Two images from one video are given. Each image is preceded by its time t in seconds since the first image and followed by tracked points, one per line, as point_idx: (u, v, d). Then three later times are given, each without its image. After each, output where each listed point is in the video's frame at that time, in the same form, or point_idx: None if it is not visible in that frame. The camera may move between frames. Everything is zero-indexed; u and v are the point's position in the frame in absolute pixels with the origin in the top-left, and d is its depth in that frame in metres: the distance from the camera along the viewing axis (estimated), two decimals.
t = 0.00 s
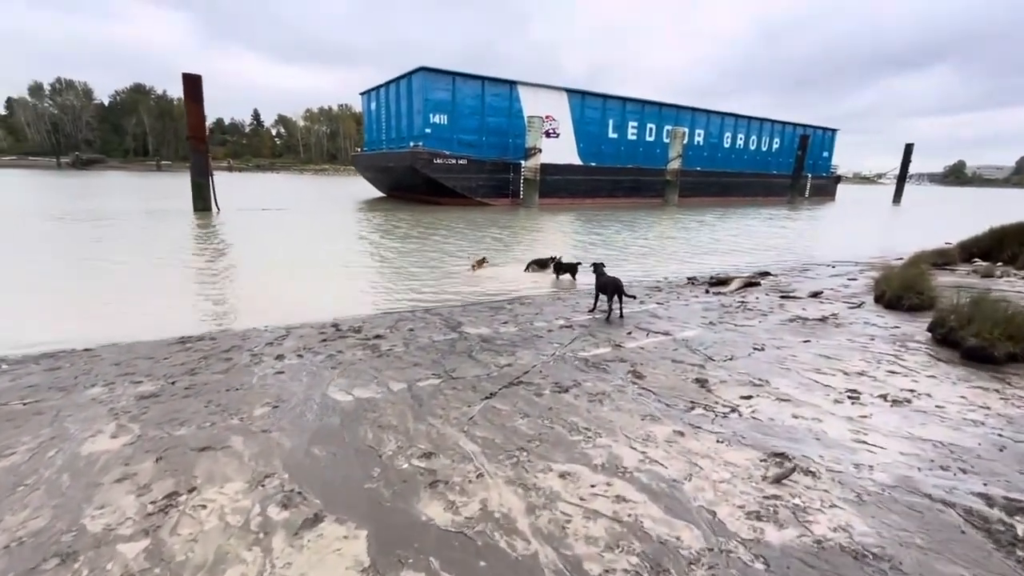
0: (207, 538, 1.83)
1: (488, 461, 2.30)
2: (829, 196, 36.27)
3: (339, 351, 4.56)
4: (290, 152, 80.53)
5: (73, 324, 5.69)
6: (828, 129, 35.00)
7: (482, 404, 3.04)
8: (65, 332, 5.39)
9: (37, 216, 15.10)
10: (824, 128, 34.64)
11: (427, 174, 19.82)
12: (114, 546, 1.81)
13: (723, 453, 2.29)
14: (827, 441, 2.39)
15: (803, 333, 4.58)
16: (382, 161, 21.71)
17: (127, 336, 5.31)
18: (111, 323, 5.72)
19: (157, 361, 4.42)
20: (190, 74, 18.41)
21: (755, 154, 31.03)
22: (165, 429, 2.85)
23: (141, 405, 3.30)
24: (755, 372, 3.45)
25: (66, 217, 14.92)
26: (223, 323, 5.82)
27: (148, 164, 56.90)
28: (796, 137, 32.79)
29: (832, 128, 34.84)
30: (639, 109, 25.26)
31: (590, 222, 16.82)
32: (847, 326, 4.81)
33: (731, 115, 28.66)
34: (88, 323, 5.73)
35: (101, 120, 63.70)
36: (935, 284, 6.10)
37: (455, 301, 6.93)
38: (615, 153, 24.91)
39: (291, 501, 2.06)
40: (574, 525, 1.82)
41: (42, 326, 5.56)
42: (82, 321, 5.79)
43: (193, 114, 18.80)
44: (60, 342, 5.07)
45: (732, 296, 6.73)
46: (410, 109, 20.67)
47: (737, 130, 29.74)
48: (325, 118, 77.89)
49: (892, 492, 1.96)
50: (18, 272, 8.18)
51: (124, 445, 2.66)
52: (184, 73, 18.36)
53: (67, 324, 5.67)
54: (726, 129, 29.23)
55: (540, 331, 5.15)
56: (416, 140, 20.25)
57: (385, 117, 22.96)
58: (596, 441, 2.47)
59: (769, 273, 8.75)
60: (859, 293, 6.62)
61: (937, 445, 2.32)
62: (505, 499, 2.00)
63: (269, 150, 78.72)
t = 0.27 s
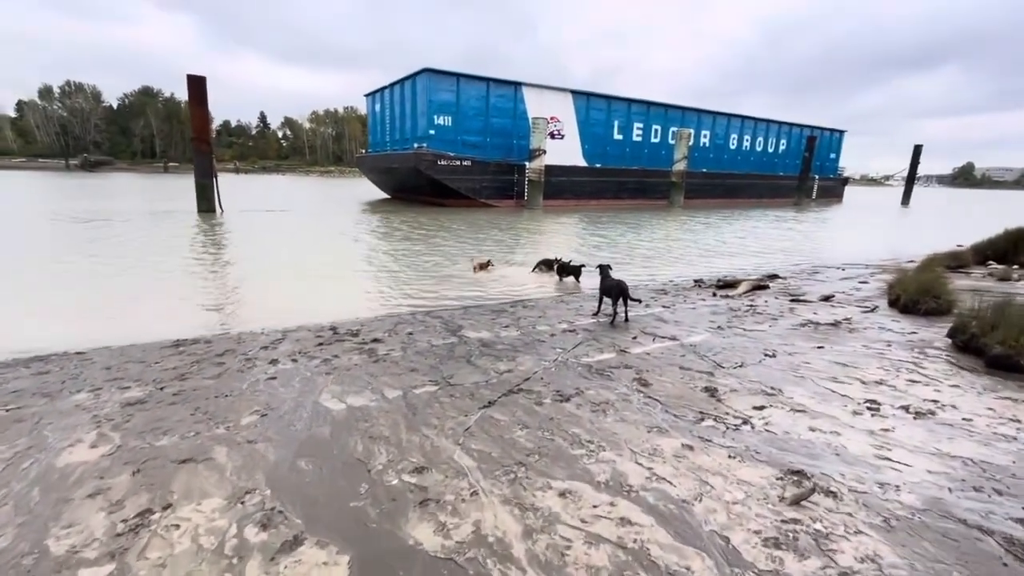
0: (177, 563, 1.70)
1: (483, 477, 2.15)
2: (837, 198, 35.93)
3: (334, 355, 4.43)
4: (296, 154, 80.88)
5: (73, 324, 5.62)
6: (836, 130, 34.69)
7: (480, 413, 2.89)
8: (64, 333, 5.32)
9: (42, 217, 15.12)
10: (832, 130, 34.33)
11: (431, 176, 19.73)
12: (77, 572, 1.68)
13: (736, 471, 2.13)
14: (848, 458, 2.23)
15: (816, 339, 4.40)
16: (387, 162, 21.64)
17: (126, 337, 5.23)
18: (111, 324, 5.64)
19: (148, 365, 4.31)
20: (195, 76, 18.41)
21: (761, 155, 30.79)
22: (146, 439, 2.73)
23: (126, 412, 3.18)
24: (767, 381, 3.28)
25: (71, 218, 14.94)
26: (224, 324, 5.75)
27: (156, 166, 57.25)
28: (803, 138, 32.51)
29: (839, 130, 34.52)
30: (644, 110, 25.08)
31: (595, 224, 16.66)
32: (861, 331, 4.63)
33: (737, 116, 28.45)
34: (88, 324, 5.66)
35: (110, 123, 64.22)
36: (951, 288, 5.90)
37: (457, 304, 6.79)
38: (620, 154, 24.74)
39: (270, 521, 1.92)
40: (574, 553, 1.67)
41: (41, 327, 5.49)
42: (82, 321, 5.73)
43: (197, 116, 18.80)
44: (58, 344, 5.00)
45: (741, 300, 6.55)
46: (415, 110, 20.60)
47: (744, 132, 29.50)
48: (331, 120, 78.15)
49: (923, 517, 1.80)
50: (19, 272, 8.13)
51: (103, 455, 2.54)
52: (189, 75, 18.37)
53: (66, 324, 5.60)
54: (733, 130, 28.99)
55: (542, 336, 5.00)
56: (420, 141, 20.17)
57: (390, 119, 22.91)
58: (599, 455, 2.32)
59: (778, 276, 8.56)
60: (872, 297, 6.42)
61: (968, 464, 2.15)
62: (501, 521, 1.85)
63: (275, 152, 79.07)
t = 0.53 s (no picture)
0: None
1: (483, 497, 2.00)
2: (843, 201, 35.64)
3: (332, 361, 4.29)
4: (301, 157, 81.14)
5: (72, 328, 5.52)
6: (842, 133, 34.44)
7: (481, 425, 2.75)
8: (62, 338, 5.22)
9: (45, 219, 15.08)
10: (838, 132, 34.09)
11: (435, 178, 19.64)
12: None
13: (756, 492, 1.98)
14: (877, 478, 2.07)
15: (832, 345, 4.22)
16: (390, 165, 21.56)
17: (123, 341, 5.11)
18: (110, 328, 5.54)
19: (140, 371, 4.18)
20: (199, 78, 18.37)
21: (767, 158, 30.56)
22: (129, 450, 2.59)
23: (111, 420, 3.04)
24: (782, 391, 3.12)
25: (75, 220, 14.90)
26: (225, 328, 5.63)
27: (162, 168, 57.45)
28: (809, 141, 32.29)
29: (846, 132, 34.27)
30: (649, 112, 24.94)
31: (600, 226, 16.50)
32: (878, 338, 4.45)
33: (743, 118, 28.26)
34: (87, 327, 5.55)
35: (117, 125, 64.58)
36: (969, 293, 5.71)
37: (459, 307, 6.64)
38: (625, 157, 24.59)
39: (254, 545, 1.78)
40: None
41: (38, 331, 5.38)
42: (81, 326, 5.62)
43: (201, 117, 18.76)
44: (56, 348, 4.89)
45: (750, 304, 6.39)
46: (419, 112, 20.51)
47: (749, 134, 29.31)
48: (336, 123, 78.38)
49: (966, 548, 1.64)
50: (19, 275, 8.04)
51: (82, 468, 2.40)
52: (193, 77, 18.33)
53: (64, 328, 5.49)
54: (738, 133, 28.81)
55: (546, 341, 4.84)
56: (424, 143, 20.08)
57: (394, 121, 22.83)
58: (608, 473, 2.17)
59: (787, 279, 8.38)
60: (886, 302, 6.25)
61: (1008, 486, 2.00)
62: (503, 548, 1.71)
63: (280, 155, 79.31)
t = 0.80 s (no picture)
0: None
1: (476, 520, 1.89)
2: (849, 203, 35.38)
3: (327, 368, 4.19)
4: (305, 159, 81.36)
5: (74, 329, 5.48)
6: (848, 135, 34.20)
7: (477, 438, 2.64)
8: (63, 339, 5.17)
9: (49, 220, 15.09)
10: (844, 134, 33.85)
11: (438, 180, 19.56)
12: None
13: (765, 515, 1.87)
14: (895, 500, 1.95)
15: (841, 353, 4.09)
16: (393, 166, 21.50)
17: (124, 344, 5.06)
18: (112, 330, 5.49)
19: (130, 377, 4.09)
20: (202, 79, 18.36)
21: (772, 160, 30.37)
22: (110, 463, 2.49)
23: (95, 430, 2.95)
24: (791, 402, 3.00)
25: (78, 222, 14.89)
26: (227, 330, 5.58)
27: (167, 170, 57.68)
28: (814, 143, 32.07)
29: (851, 134, 34.03)
30: (653, 114, 24.82)
31: (603, 229, 16.38)
32: (889, 345, 4.32)
33: (747, 120, 28.09)
34: (88, 329, 5.50)
35: (123, 127, 64.92)
36: (981, 298, 5.57)
37: (459, 311, 6.53)
38: (628, 158, 24.46)
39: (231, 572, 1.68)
40: None
41: (39, 333, 5.34)
42: (81, 328, 5.55)
43: (204, 119, 18.74)
44: (56, 350, 4.84)
45: (756, 309, 6.25)
46: (422, 114, 20.45)
47: (754, 136, 29.13)
48: (340, 125, 78.56)
49: None
50: (21, 276, 7.99)
51: (59, 483, 2.31)
52: (196, 78, 18.32)
53: (65, 330, 5.45)
54: (743, 135, 28.63)
55: (547, 347, 4.73)
56: (427, 145, 20.01)
57: (397, 123, 22.78)
58: (609, 493, 2.06)
59: (793, 283, 8.24)
60: (896, 307, 6.10)
61: None
62: None
63: (284, 156, 79.56)
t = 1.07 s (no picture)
0: None
1: (456, 541, 1.78)
2: (853, 206, 35.14)
3: (316, 373, 4.09)
4: (309, 161, 81.56)
5: (70, 332, 5.42)
6: (852, 137, 34.00)
7: (464, 449, 2.52)
8: (59, 342, 5.12)
9: (51, 221, 15.08)
10: (848, 136, 33.66)
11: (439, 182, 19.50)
12: None
13: (765, 537, 1.76)
14: (903, 522, 1.83)
15: (845, 360, 3.96)
16: (395, 168, 21.45)
17: (121, 347, 5.01)
18: (110, 333, 5.44)
19: (115, 382, 3.99)
20: (203, 81, 18.35)
21: (775, 162, 30.20)
22: (79, 474, 2.39)
23: (71, 438, 2.85)
24: (794, 413, 2.87)
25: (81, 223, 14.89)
26: (226, 333, 5.52)
27: (172, 171, 57.86)
28: (818, 145, 31.88)
29: (856, 137, 33.83)
30: (656, 116, 24.71)
31: (604, 231, 16.27)
32: (895, 351, 4.19)
33: (751, 122, 27.94)
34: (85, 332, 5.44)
35: (128, 129, 65.26)
36: (990, 303, 5.42)
37: (456, 315, 6.42)
38: (631, 161, 24.34)
39: None
40: None
41: (38, 335, 5.29)
42: (80, 330, 5.52)
43: (205, 121, 18.73)
44: (50, 353, 4.78)
45: (758, 313, 6.13)
46: (424, 116, 20.39)
47: (757, 139, 28.98)
48: (344, 127, 78.76)
49: None
50: (23, 278, 7.98)
51: (23, 496, 2.20)
52: (197, 80, 18.32)
53: (61, 333, 5.39)
54: (746, 137, 28.48)
55: (542, 352, 4.61)
56: (428, 147, 19.96)
57: (399, 125, 22.74)
58: (599, 512, 1.94)
59: (797, 287, 8.10)
60: (901, 312, 5.97)
61: None
62: None
63: (288, 158, 79.73)
